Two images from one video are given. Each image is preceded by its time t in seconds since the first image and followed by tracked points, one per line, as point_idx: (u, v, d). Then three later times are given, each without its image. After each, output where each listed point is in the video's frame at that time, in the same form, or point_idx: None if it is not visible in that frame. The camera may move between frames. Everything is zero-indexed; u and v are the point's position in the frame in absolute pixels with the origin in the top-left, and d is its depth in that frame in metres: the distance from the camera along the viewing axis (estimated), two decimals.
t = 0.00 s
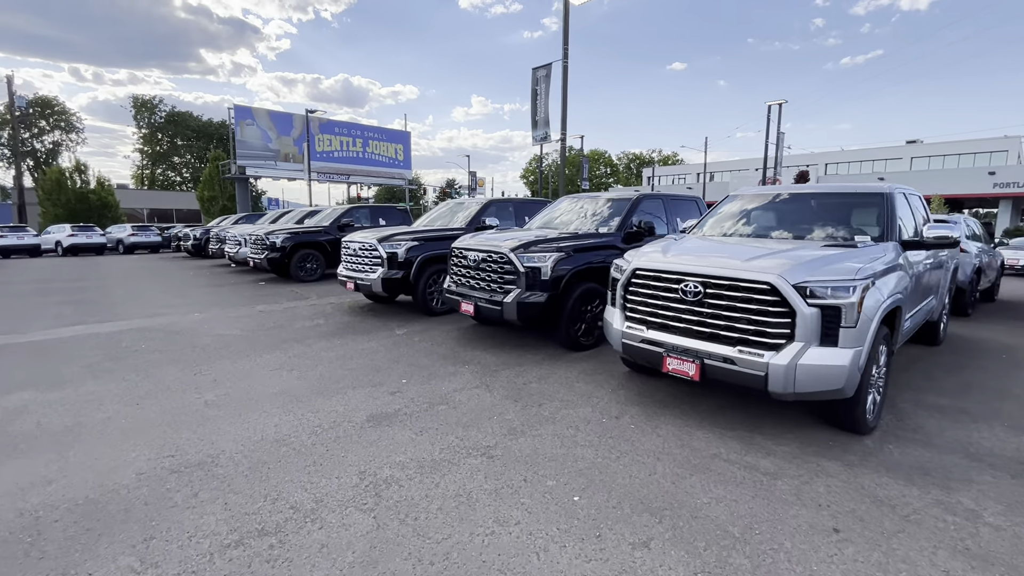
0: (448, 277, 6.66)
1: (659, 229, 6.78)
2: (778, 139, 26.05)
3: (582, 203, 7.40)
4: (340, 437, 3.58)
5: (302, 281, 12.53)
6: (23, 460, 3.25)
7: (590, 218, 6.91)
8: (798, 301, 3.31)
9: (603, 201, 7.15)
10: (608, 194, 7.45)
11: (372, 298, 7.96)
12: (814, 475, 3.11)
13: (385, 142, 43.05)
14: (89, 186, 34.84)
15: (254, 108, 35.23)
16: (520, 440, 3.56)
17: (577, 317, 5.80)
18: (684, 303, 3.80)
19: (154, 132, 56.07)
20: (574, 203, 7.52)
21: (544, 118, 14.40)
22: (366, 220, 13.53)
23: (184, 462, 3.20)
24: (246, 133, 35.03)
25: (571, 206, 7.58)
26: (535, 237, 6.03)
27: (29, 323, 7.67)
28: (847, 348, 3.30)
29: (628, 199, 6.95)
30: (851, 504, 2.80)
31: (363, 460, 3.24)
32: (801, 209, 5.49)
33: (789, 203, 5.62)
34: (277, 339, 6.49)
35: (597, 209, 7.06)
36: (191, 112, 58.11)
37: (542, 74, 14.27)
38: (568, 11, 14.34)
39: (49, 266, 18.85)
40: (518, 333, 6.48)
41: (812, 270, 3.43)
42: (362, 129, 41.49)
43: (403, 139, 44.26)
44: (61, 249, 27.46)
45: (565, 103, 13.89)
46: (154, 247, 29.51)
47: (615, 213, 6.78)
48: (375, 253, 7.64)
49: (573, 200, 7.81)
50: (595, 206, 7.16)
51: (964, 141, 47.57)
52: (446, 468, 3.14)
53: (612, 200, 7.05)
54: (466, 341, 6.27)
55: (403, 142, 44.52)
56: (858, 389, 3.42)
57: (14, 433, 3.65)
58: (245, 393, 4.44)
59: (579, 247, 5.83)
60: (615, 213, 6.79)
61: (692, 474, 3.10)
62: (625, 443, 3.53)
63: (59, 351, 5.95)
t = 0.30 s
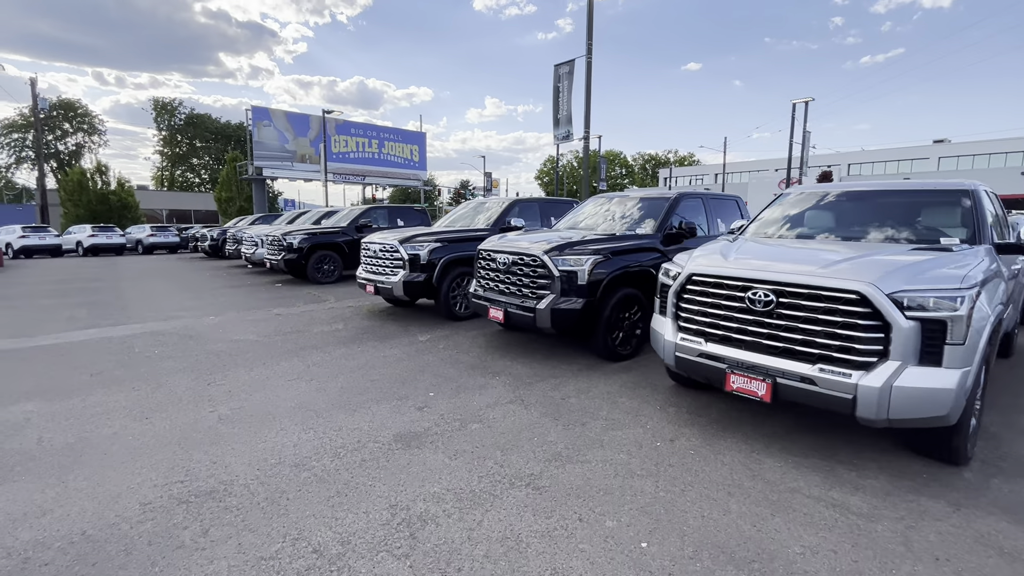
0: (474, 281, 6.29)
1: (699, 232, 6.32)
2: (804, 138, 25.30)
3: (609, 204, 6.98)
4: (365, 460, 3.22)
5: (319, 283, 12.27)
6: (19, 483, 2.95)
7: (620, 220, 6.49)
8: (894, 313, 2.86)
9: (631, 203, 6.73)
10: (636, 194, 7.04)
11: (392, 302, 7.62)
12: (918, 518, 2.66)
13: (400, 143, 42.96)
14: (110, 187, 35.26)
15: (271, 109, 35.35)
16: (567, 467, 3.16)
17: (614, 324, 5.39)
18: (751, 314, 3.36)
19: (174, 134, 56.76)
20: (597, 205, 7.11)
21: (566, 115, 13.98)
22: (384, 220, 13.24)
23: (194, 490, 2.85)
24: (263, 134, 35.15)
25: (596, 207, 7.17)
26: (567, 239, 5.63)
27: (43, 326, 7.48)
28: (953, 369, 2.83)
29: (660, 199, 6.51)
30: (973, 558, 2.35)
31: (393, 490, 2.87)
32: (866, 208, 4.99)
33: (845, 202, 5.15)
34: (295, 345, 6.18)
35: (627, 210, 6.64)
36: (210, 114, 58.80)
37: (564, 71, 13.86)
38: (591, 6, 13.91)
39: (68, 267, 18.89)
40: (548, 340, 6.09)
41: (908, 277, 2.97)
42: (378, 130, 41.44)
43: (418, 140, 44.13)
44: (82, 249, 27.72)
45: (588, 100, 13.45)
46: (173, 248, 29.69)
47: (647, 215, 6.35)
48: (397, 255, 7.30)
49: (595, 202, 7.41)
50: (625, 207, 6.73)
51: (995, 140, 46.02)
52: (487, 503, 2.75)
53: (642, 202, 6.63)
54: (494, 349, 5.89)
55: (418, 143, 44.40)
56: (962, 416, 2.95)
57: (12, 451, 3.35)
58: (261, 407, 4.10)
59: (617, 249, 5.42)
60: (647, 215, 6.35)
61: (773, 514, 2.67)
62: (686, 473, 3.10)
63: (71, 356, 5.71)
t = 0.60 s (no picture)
0: (505, 289, 5.93)
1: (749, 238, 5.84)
2: (838, 138, 24.27)
3: (642, 209, 6.55)
4: (396, 497, 2.87)
5: (342, 289, 12.07)
6: (21, 519, 2.68)
7: (657, 225, 6.06)
8: None
9: (666, 208, 6.31)
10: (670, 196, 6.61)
11: (417, 310, 7.32)
12: None
13: (421, 146, 42.96)
14: (139, 192, 36.02)
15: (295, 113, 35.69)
16: (624, 510, 2.77)
17: (660, 338, 4.96)
18: (837, 336, 2.93)
19: (200, 139, 57.90)
20: (627, 212, 6.68)
21: (593, 116, 13.56)
22: (406, 224, 12.99)
23: (206, 533, 2.54)
24: (287, 139, 35.54)
25: (627, 213, 6.75)
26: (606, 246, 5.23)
27: (66, 333, 7.39)
28: None
29: (699, 202, 6.06)
30: None
31: (428, 537, 2.51)
32: (947, 211, 4.45)
33: (914, 204, 4.67)
34: (318, 356, 5.91)
35: (663, 215, 6.22)
36: (235, 120, 59.94)
37: (591, 70, 13.45)
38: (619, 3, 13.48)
39: (97, 270, 19.16)
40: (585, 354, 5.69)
41: None
42: (399, 134, 41.54)
43: (438, 143, 44.11)
44: (111, 253, 28.29)
45: (616, 100, 13.00)
46: (198, 251, 30.12)
47: (687, 220, 5.91)
48: (423, 261, 6.98)
49: (622, 209, 6.99)
50: (660, 212, 6.30)
51: None
52: (537, 557, 2.37)
53: (678, 206, 6.20)
54: (527, 363, 5.52)
55: (438, 146, 44.35)
56: None
57: (18, 478, 3.11)
58: (282, 429, 3.81)
59: (662, 257, 4.99)
60: (685, 220, 5.93)
61: None
62: (764, 520, 2.68)
63: (90, 367, 5.53)
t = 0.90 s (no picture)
0: (536, 297, 5.53)
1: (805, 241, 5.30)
2: (872, 138, 23.35)
3: (675, 213, 6.12)
4: (426, 540, 2.50)
5: (362, 294, 11.83)
6: (7, 558, 2.37)
7: (693, 229, 5.64)
8: None
9: (710, 208, 5.84)
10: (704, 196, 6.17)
11: (441, 318, 6.97)
12: None
13: (441, 151, 42.95)
14: (166, 198, 36.70)
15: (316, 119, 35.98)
16: (695, 562, 2.34)
17: (709, 352, 4.51)
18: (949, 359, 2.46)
19: (225, 146, 58.96)
20: (657, 217, 6.25)
21: (620, 116, 13.12)
22: (428, 228, 12.72)
23: None
24: (309, 145, 35.86)
25: (657, 217, 6.33)
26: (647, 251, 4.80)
27: (85, 339, 7.23)
28: None
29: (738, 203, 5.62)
30: None
31: None
32: None
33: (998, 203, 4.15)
34: (338, 366, 5.62)
35: (698, 219, 5.79)
36: (259, 127, 61.00)
37: (617, 68, 13.02)
38: None
39: (123, 275, 19.34)
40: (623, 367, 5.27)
41: None
42: (419, 139, 41.61)
43: (458, 148, 44.06)
44: (138, 257, 28.75)
45: (644, 99, 12.54)
46: (222, 256, 30.46)
47: (726, 223, 5.47)
48: (448, 266, 6.63)
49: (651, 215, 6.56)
50: (695, 215, 5.86)
51: None
52: None
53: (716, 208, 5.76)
54: (561, 376, 5.12)
55: (458, 150, 44.29)
56: None
57: (11, 506, 2.82)
58: (299, 451, 3.47)
59: (713, 263, 4.54)
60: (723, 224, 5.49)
61: None
62: None
63: (104, 377, 5.32)
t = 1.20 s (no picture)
0: (571, 310, 5.10)
1: (869, 244, 4.77)
2: (909, 138, 22.37)
3: (709, 223, 5.76)
4: None
5: (382, 302, 11.54)
6: None
7: (732, 239, 5.25)
8: None
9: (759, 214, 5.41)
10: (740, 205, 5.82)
11: (466, 329, 6.59)
12: None
13: (459, 156, 42.85)
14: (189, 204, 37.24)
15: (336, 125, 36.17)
16: None
17: (771, 375, 4.03)
18: None
19: (247, 153, 59.82)
20: (690, 228, 5.87)
21: (647, 117, 12.65)
22: (449, 234, 12.40)
23: None
24: (328, 151, 36.07)
25: (690, 230, 5.97)
26: (696, 260, 4.35)
27: (101, 350, 7.04)
28: None
29: (780, 211, 5.25)
30: None
31: None
32: None
33: None
34: (359, 383, 5.27)
35: (736, 229, 5.41)
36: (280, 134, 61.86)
37: (645, 68, 12.57)
38: None
39: (145, 281, 19.44)
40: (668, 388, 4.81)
41: None
42: (437, 144, 41.57)
43: (476, 152, 43.91)
44: (161, 263, 29.11)
45: (673, 99, 12.06)
46: (243, 261, 30.69)
47: (769, 231, 5.09)
48: (474, 275, 6.26)
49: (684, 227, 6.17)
50: (734, 224, 5.49)
51: None
52: None
53: (755, 217, 5.39)
54: (600, 398, 4.69)
55: (476, 155, 44.07)
56: None
57: None
58: (317, 488, 3.11)
59: (775, 274, 4.07)
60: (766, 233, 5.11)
61: None
62: None
63: (116, 394, 5.06)
